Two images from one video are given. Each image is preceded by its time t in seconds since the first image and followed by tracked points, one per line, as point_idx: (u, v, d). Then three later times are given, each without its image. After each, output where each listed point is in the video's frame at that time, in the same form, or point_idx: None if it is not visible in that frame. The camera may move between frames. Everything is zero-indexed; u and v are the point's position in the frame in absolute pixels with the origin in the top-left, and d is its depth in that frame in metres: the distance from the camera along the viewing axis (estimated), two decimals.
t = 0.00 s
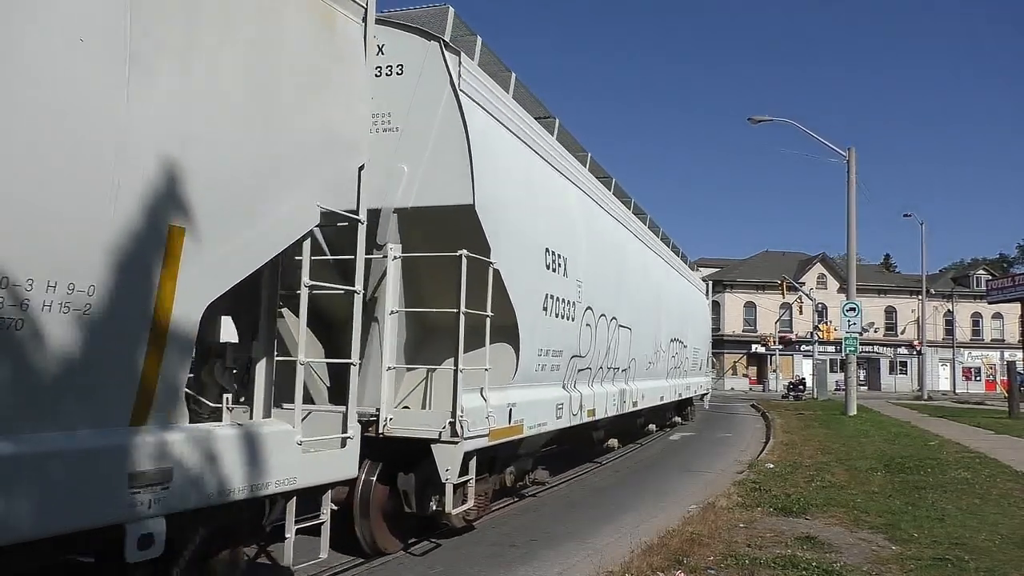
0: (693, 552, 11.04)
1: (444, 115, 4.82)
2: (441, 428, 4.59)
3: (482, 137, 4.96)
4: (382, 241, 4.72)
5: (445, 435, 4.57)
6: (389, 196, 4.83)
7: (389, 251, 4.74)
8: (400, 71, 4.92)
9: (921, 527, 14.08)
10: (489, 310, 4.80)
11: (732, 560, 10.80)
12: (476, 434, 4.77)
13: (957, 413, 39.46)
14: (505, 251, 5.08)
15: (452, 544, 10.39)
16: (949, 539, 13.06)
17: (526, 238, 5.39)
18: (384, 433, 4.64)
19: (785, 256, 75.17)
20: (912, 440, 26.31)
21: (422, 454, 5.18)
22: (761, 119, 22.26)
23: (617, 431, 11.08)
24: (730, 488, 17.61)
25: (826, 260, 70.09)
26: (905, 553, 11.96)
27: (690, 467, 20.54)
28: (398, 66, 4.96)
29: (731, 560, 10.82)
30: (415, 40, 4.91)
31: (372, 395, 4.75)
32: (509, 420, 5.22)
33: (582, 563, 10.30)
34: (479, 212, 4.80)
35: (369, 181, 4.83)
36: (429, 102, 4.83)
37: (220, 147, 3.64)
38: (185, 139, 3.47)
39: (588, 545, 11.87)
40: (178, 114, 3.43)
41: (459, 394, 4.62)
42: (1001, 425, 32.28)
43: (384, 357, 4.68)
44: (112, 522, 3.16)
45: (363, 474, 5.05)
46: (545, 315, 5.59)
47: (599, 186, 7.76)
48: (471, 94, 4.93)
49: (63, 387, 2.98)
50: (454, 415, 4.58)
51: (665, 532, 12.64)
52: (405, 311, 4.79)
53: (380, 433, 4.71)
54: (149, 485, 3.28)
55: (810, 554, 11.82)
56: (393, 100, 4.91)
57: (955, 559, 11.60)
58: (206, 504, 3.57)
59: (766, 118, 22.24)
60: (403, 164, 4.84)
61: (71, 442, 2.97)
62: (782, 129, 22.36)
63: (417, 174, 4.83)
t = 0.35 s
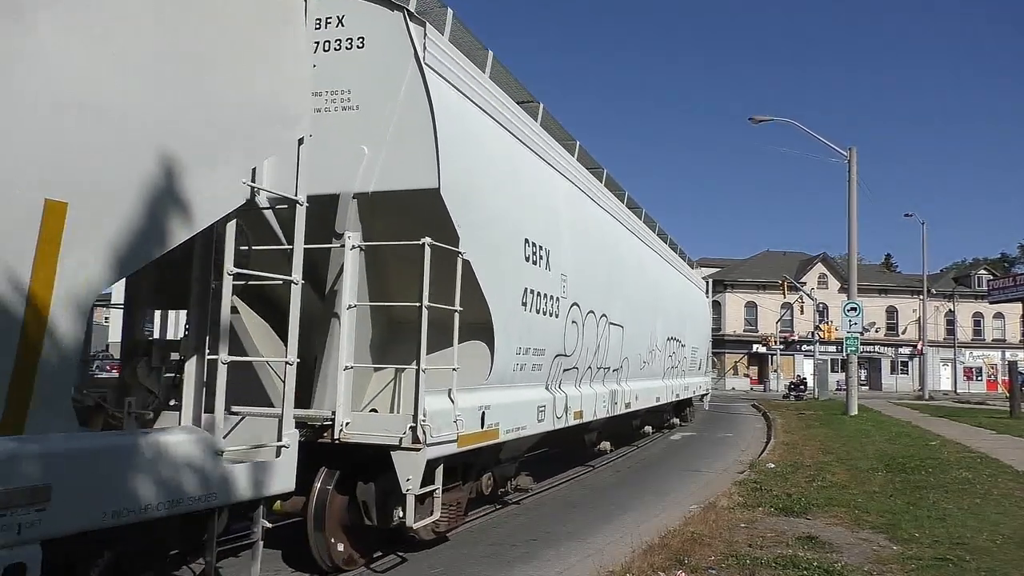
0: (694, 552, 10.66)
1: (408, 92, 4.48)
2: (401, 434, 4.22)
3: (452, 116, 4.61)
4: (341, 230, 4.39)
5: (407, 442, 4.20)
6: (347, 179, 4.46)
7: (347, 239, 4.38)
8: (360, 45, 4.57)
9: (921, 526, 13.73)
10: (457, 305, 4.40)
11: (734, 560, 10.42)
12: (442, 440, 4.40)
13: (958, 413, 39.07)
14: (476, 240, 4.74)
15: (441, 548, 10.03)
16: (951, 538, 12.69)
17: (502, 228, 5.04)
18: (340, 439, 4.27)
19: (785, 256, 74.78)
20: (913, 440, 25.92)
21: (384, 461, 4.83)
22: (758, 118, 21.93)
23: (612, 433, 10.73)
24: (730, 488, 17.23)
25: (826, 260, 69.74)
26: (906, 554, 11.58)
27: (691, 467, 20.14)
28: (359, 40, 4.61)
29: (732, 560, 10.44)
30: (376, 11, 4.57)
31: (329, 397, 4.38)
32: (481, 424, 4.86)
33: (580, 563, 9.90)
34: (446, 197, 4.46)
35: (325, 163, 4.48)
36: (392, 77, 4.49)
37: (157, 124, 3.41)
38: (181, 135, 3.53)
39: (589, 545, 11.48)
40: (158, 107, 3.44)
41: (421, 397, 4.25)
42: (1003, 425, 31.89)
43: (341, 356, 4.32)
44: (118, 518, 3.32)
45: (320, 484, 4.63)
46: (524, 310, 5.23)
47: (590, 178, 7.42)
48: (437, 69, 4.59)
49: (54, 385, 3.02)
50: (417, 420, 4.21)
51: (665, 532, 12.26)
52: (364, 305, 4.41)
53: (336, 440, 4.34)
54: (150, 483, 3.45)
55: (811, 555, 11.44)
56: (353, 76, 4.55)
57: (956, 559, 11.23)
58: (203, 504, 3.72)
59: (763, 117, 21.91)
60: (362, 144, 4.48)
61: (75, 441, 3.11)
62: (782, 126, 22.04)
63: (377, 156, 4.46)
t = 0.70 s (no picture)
0: (694, 551, 10.33)
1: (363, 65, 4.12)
2: (353, 441, 3.88)
3: (415, 94, 4.28)
4: (290, 213, 4.05)
5: (359, 451, 3.86)
6: (299, 160, 4.11)
7: (296, 224, 4.03)
8: (314, 12, 4.20)
9: (923, 526, 13.38)
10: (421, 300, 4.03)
11: (735, 560, 10.08)
12: (399, 448, 4.06)
13: (959, 413, 38.71)
14: (442, 228, 4.41)
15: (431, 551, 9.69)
16: (954, 538, 12.34)
17: (472, 215, 4.70)
18: (286, 447, 3.92)
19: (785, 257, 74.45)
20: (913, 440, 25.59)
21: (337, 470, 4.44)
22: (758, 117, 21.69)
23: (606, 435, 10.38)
24: (731, 488, 16.87)
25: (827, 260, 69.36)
26: (907, 553, 11.25)
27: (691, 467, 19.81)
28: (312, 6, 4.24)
29: (734, 560, 10.11)
30: None
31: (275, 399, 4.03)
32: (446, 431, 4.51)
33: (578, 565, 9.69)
34: (407, 180, 4.11)
35: (270, 141, 4.16)
36: (346, 47, 4.13)
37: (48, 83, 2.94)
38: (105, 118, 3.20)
39: (590, 545, 11.15)
40: (135, 97, 3.34)
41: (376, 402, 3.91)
42: (1003, 425, 31.52)
43: (288, 354, 3.96)
44: (127, 520, 3.38)
45: (266, 493, 4.22)
46: (497, 304, 4.90)
47: (578, 167, 7.08)
48: (397, 41, 4.25)
49: None
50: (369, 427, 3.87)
51: (666, 533, 11.92)
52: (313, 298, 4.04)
53: (283, 447, 3.99)
54: (151, 481, 3.53)
55: (812, 554, 11.10)
56: (304, 46, 4.20)
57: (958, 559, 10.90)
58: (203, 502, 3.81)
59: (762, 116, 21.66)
60: (315, 122, 4.13)
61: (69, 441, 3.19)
62: (780, 122, 21.71)
63: (332, 133, 4.11)
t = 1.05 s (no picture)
0: (693, 552, 10.07)
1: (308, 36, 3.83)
2: (289, 451, 3.51)
3: (370, 69, 4.00)
4: (230, 197, 3.80)
5: (296, 462, 3.48)
6: (233, 138, 3.87)
7: (229, 209, 3.70)
8: None
9: (921, 526, 13.08)
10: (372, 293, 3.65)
11: (733, 560, 9.81)
12: (343, 458, 3.69)
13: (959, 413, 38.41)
14: (399, 215, 4.11)
15: (419, 553, 9.44)
16: (951, 538, 12.04)
17: (434, 201, 4.42)
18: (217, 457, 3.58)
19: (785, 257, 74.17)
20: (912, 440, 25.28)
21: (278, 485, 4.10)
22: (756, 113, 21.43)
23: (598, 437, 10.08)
24: (730, 488, 16.54)
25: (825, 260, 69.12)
26: (906, 554, 10.94)
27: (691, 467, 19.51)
28: None
29: (732, 561, 9.84)
30: None
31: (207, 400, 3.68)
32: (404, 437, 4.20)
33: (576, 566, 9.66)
34: (354, 161, 3.82)
35: (209, 117, 3.92)
36: (286, 14, 3.86)
37: None
38: None
39: (590, 545, 10.93)
40: None
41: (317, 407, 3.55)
42: (1002, 425, 31.21)
43: (219, 353, 3.60)
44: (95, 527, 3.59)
45: (196, 508, 3.91)
46: (462, 298, 4.61)
47: (564, 156, 6.79)
48: (352, 10, 3.97)
49: None
50: (308, 435, 3.50)
51: (665, 533, 11.62)
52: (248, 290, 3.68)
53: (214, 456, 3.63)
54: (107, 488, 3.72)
55: (810, 555, 10.81)
56: (244, 13, 3.95)
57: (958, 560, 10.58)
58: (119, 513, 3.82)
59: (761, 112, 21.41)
60: (252, 95, 3.89)
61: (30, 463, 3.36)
62: (777, 119, 21.55)
63: (268, 109, 3.84)
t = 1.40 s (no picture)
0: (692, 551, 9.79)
1: None
2: (209, 462, 3.23)
3: (319, 37, 3.71)
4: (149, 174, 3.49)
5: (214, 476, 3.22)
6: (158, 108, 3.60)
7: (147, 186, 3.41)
8: None
9: (921, 526, 12.73)
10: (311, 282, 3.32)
11: (732, 560, 9.54)
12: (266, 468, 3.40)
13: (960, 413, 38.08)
14: (346, 198, 3.85)
15: (405, 556, 9.14)
16: (951, 538, 11.71)
17: (387, 182, 4.15)
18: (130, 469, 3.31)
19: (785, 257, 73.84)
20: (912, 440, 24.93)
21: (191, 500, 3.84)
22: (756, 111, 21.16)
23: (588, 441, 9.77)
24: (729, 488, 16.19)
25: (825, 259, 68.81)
26: (906, 554, 10.62)
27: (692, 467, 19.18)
28: None
29: (731, 561, 9.57)
30: None
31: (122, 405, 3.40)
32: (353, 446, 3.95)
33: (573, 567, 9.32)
34: (290, 136, 3.53)
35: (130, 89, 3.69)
36: None
37: None
38: None
39: (590, 545, 10.69)
40: None
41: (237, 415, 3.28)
42: (1002, 425, 30.86)
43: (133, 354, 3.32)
44: None
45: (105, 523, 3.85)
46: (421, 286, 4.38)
47: (546, 143, 6.51)
48: None
49: None
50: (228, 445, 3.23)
51: (664, 532, 11.31)
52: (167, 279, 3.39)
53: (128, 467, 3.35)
54: None
55: (809, 555, 10.48)
56: None
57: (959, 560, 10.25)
58: None
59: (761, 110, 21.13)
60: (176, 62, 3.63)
61: None
62: (776, 118, 21.27)
63: (195, 77, 3.57)
